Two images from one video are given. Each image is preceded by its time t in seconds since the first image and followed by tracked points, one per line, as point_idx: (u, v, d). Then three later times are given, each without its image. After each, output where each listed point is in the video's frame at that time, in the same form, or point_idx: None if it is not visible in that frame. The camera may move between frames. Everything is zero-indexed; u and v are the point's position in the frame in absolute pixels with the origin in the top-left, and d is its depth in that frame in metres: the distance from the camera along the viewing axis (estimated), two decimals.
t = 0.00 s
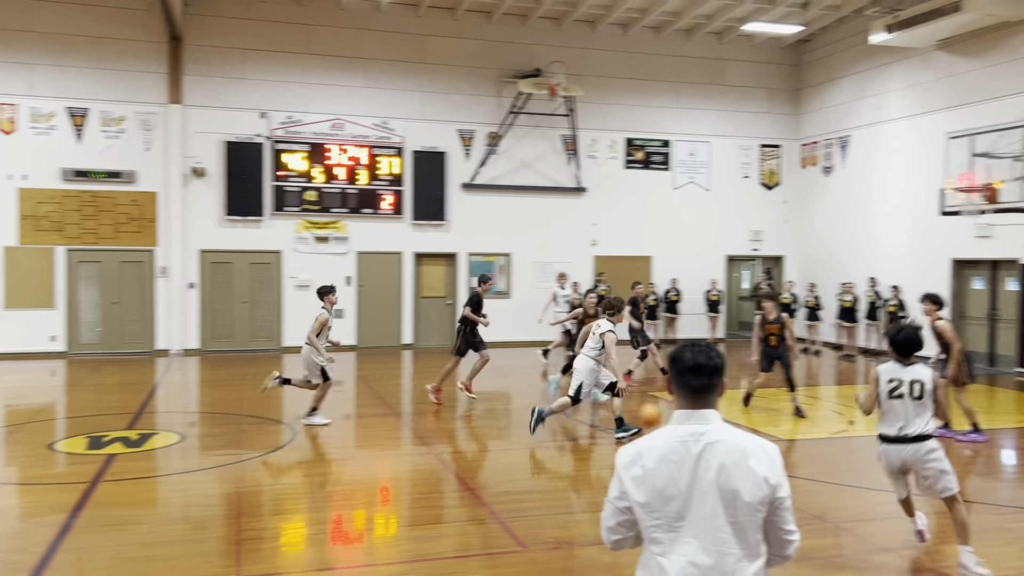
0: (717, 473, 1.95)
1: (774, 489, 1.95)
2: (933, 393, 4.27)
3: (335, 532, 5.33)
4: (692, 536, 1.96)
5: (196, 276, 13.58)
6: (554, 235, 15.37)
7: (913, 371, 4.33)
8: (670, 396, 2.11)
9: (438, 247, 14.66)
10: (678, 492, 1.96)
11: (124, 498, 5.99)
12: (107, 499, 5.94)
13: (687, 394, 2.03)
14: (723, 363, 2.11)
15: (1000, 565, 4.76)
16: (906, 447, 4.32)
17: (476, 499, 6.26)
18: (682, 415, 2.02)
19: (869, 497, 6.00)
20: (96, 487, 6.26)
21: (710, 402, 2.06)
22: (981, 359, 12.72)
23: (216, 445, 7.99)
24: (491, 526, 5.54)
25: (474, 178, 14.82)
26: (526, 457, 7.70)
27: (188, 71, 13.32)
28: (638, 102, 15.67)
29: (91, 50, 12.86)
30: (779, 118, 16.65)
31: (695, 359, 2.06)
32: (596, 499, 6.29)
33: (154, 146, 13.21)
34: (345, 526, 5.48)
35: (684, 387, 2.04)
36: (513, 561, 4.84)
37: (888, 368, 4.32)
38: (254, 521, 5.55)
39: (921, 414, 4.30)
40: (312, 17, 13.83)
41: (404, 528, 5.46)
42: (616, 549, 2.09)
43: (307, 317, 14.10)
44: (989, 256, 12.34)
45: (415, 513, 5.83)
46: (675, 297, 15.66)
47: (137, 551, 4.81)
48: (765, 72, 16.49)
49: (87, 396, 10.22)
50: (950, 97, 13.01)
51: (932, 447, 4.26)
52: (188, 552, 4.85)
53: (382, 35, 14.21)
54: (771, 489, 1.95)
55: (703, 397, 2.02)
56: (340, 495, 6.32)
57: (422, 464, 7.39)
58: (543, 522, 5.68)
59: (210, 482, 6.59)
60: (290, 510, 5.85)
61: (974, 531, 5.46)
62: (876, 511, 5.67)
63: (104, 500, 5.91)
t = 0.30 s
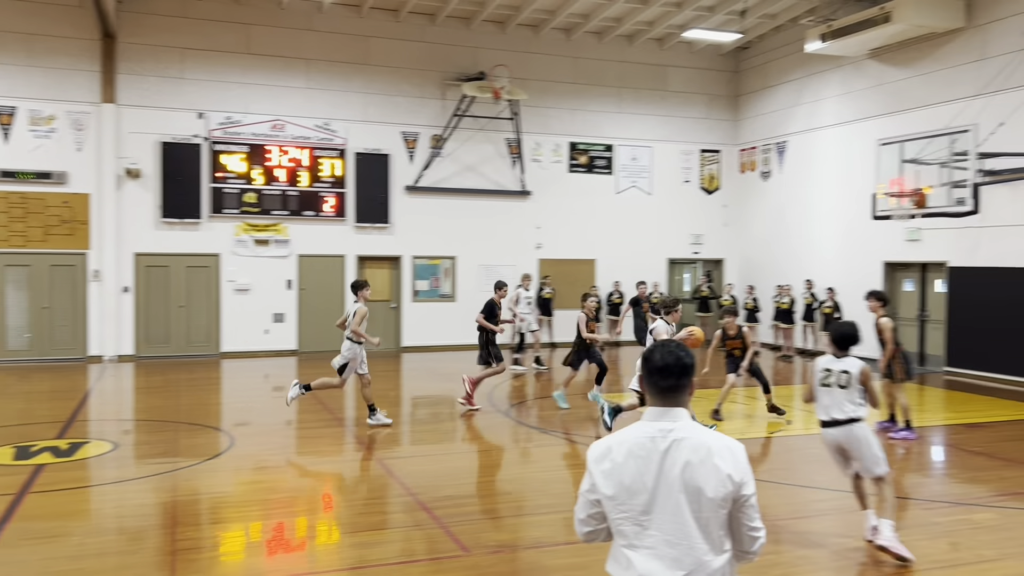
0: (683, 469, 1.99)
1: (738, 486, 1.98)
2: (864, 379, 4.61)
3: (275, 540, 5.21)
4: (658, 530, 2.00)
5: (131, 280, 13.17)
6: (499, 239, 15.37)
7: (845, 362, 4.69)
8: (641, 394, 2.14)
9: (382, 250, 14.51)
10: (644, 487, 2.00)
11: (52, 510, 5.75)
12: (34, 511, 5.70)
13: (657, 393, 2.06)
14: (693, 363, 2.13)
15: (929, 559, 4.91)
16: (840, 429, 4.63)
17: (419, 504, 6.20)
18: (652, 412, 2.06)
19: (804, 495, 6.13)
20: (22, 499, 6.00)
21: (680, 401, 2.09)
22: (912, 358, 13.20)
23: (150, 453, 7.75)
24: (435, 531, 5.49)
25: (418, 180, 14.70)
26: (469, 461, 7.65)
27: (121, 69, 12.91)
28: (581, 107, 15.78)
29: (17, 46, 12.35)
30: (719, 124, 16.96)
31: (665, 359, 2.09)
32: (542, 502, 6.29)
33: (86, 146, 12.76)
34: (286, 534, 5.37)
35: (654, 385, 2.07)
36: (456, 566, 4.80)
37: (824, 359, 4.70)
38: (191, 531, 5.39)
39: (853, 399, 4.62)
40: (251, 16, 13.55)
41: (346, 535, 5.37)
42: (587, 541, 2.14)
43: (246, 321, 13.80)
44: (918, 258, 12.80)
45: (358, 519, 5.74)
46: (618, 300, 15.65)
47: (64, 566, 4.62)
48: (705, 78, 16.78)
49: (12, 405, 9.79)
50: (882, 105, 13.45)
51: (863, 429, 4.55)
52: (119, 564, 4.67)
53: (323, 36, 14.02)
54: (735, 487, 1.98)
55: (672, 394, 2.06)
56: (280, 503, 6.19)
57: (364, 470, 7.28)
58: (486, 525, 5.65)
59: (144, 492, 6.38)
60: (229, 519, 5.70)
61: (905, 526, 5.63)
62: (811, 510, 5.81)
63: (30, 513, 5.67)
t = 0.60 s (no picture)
0: (646, 467, 2.09)
1: (699, 484, 2.08)
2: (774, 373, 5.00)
3: (220, 548, 5.11)
4: (619, 525, 2.11)
5: (67, 283, 12.78)
6: (448, 242, 15.32)
7: (758, 358, 5.10)
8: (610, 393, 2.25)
9: (327, 252, 14.36)
10: (608, 484, 2.11)
11: None
12: None
13: (624, 392, 2.17)
14: (659, 364, 2.24)
15: (866, 554, 5.01)
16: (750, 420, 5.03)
17: (366, 509, 6.12)
18: (620, 410, 2.17)
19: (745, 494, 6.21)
20: None
21: (646, 400, 2.20)
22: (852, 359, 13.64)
23: (86, 461, 7.52)
24: (383, 536, 5.43)
25: (365, 182, 14.55)
26: (415, 465, 7.58)
27: (56, 67, 12.55)
28: (529, 110, 15.83)
29: None
30: (665, 129, 17.18)
31: (631, 359, 2.20)
32: (490, 504, 6.26)
33: (19, 145, 12.35)
34: (230, 542, 5.26)
35: (621, 384, 2.18)
36: (401, 571, 4.75)
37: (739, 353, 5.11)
38: (130, 540, 5.24)
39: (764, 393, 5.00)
40: (193, 14, 13.29)
41: (292, 541, 5.28)
42: (555, 535, 2.26)
43: (188, 326, 13.51)
44: (859, 261, 13.16)
45: (305, 525, 5.66)
46: (566, 302, 15.75)
47: None
48: (652, 83, 16.99)
49: None
50: (823, 111, 13.81)
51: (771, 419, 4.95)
52: None
53: (267, 35, 13.82)
54: (695, 484, 2.08)
55: (637, 394, 2.17)
56: (223, 510, 6.05)
57: (309, 476, 7.16)
58: (433, 530, 5.60)
59: (79, 501, 6.18)
60: (169, 527, 5.55)
61: (844, 522, 5.74)
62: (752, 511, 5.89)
63: None
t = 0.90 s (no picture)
0: (615, 467, 2.14)
1: (667, 487, 2.11)
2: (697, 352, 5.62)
3: (174, 554, 5.02)
4: (587, 524, 2.15)
5: (16, 285, 12.48)
6: (408, 243, 15.25)
7: (684, 338, 5.66)
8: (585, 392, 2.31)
9: (284, 254, 14.21)
10: (577, 482, 2.16)
11: None
12: None
13: (598, 390, 2.24)
14: (634, 365, 2.30)
15: (820, 552, 5.08)
16: (679, 397, 5.59)
17: (324, 512, 6.04)
18: (595, 410, 2.23)
19: (700, 492, 6.24)
20: None
21: (620, 401, 2.25)
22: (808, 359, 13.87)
23: (34, 467, 7.34)
24: (341, 539, 5.36)
25: (323, 183, 14.42)
26: (373, 467, 7.50)
27: (5, 64, 12.24)
28: (489, 111, 15.83)
29: None
30: (625, 131, 17.30)
31: (607, 359, 2.26)
32: (450, 506, 6.22)
33: None
34: (185, 547, 5.16)
35: (596, 384, 2.24)
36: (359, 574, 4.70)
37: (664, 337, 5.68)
38: (80, 547, 5.12)
39: (690, 370, 5.59)
40: (146, 11, 13.06)
41: (249, 546, 5.20)
42: (525, 531, 2.31)
43: (142, 328, 13.29)
44: (814, 263, 13.39)
45: (262, 530, 5.57)
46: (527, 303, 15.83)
47: None
48: (612, 85, 17.10)
49: None
50: (779, 116, 14.03)
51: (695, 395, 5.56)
52: None
53: (223, 34, 13.63)
54: (664, 487, 2.11)
55: (610, 394, 2.23)
56: (176, 515, 5.93)
57: (266, 480, 7.06)
58: (392, 532, 5.54)
59: (27, 509, 6.01)
60: (121, 533, 5.44)
61: (800, 520, 5.80)
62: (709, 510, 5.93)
63: None
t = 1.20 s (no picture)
0: (590, 466, 2.15)
1: (642, 487, 2.12)
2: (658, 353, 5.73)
3: (142, 557, 4.96)
4: (561, 523, 2.17)
5: None
6: (381, 243, 15.20)
7: (645, 338, 5.69)
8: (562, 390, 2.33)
9: (254, 253, 14.10)
10: (553, 481, 2.18)
11: None
12: None
13: (575, 389, 2.25)
14: (612, 364, 2.32)
15: (789, 549, 5.13)
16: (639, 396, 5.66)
17: (295, 513, 5.99)
18: (572, 409, 2.25)
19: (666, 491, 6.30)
20: None
21: (598, 400, 2.27)
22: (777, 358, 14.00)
23: None
24: (312, 541, 5.32)
25: (294, 182, 14.34)
26: (344, 468, 7.45)
27: None
28: (462, 111, 15.81)
29: None
30: (598, 131, 17.37)
31: (585, 358, 2.28)
32: (423, 506, 6.19)
33: None
34: (154, 550, 5.10)
35: (573, 383, 2.26)
36: None
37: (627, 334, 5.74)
38: (46, 551, 5.04)
39: (649, 370, 5.69)
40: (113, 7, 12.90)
41: (219, 548, 5.15)
42: (502, 527, 2.33)
43: (109, 329, 13.12)
44: (785, 263, 13.53)
45: (232, 532, 5.51)
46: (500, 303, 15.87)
47: None
48: (585, 85, 17.16)
49: None
50: (749, 117, 14.17)
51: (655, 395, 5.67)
52: None
53: (193, 31, 13.49)
54: (638, 488, 2.12)
55: (587, 394, 2.25)
56: (144, 518, 5.85)
57: (236, 481, 6.99)
58: (364, 533, 5.50)
59: None
60: (88, 536, 5.36)
61: (770, 517, 5.84)
62: (679, 511, 5.96)
63: None
